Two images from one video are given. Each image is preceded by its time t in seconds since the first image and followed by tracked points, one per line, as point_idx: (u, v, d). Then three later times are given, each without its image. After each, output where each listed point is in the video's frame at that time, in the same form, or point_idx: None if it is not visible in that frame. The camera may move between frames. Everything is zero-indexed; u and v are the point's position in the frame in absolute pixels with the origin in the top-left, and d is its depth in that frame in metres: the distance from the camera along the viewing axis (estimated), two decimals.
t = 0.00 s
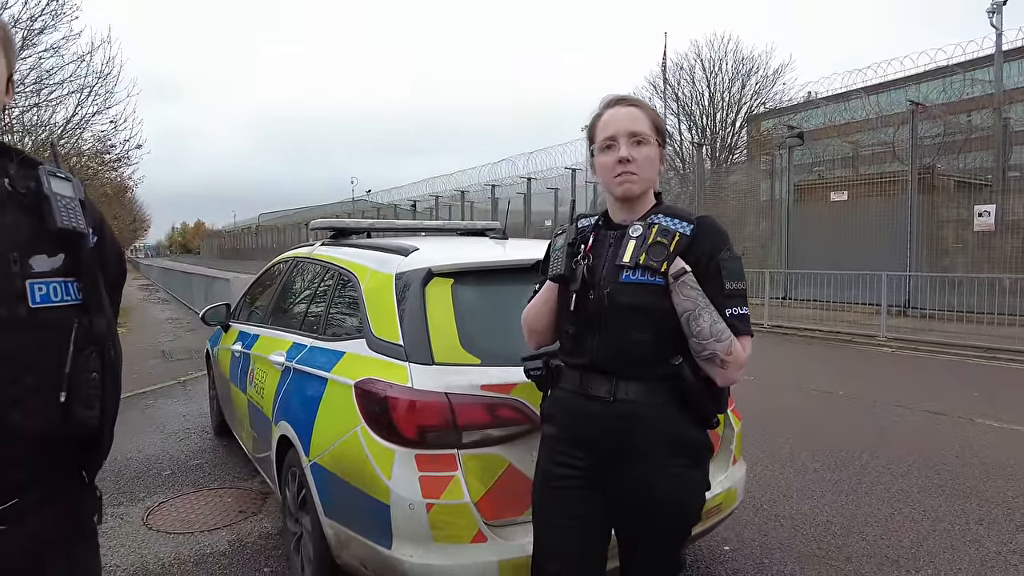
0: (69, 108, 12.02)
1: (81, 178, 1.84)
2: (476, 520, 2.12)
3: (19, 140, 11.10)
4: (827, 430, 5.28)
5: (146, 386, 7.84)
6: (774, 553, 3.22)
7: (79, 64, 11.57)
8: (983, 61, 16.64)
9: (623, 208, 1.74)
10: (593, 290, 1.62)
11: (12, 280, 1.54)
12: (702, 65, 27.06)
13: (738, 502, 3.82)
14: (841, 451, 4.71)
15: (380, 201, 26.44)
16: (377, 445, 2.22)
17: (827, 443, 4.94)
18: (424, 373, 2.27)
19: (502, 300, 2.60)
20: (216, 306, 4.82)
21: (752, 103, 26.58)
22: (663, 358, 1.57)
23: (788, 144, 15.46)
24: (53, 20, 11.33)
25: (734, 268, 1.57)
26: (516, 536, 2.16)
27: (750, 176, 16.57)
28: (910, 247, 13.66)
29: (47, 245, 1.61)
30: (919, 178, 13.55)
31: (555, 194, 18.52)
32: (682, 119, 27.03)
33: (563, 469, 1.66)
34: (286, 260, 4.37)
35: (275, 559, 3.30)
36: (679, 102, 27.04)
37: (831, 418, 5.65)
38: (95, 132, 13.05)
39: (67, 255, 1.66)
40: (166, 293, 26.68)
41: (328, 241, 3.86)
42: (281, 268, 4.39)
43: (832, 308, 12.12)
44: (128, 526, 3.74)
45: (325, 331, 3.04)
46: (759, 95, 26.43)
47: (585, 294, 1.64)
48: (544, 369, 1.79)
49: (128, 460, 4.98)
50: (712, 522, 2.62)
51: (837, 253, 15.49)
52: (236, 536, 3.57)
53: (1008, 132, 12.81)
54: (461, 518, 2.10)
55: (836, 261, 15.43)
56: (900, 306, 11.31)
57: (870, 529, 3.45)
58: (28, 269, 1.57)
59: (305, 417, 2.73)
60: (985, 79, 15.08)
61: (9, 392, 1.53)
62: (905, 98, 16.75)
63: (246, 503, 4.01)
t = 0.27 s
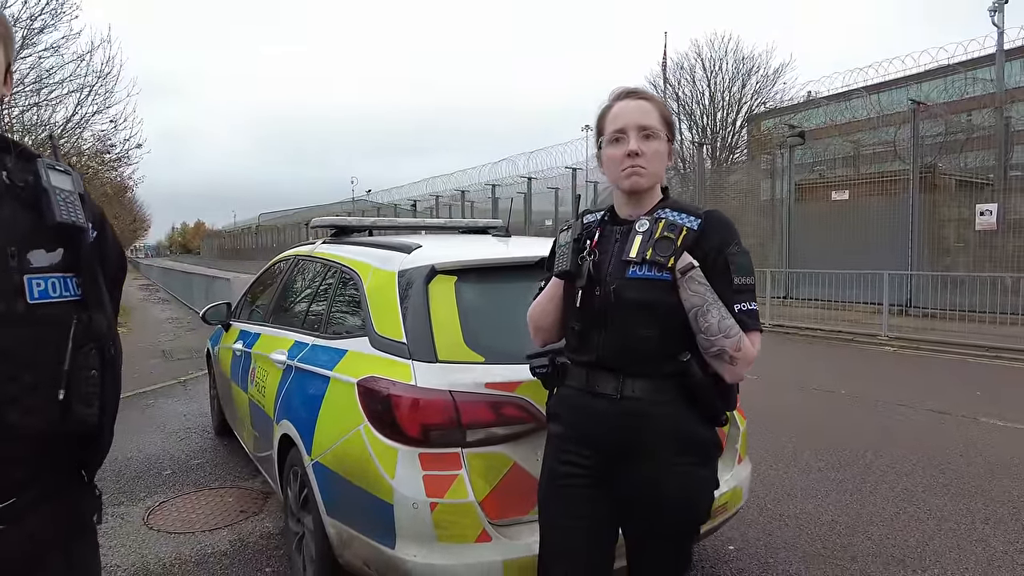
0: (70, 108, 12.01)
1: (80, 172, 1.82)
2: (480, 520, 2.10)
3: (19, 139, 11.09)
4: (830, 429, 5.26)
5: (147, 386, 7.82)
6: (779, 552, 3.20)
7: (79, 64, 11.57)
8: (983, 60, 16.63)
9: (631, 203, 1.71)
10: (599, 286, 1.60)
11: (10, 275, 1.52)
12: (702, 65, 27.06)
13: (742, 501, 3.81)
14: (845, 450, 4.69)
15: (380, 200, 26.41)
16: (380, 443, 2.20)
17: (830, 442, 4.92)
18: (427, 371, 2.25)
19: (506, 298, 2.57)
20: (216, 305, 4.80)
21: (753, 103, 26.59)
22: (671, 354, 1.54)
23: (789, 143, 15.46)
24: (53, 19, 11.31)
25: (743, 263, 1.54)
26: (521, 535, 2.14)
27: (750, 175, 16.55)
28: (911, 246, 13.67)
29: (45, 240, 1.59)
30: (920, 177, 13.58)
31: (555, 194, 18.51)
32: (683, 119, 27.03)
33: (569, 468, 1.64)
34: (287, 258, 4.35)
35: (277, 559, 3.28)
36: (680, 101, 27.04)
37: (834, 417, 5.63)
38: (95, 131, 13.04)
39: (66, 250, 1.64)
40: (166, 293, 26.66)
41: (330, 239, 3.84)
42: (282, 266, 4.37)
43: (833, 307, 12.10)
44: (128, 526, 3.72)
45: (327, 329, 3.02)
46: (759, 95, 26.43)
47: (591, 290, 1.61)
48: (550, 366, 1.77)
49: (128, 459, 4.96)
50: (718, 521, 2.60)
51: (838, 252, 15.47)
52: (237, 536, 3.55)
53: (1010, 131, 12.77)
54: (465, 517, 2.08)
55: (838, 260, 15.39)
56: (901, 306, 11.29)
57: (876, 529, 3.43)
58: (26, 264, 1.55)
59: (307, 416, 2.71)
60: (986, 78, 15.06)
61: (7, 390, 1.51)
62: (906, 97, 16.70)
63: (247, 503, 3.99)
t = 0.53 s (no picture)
0: (70, 107, 11.99)
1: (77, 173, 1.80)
2: (481, 523, 2.08)
3: (20, 139, 11.08)
4: (832, 429, 5.23)
5: (147, 385, 7.81)
6: (780, 554, 3.19)
7: (80, 63, 11.56)
8: (985, 58, 16.58)
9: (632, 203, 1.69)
10: (601, 287, 1.58)
11: (6, 278, 1.50)
12: (703, 64, 27.01)
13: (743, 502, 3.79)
14: (847, 451, 4.67)
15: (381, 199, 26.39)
16: (379, 445, 2.18)
17: (832, 442, 4.89)
18: (427, 372, 2.23)
19: (507, 299, 2.55)
20: (216, 305, 4.78)
21: (754, 102, 26.56)
22: (673, 357, 1.53)
23: (790, 142, 15.47)
24: (53, 19, 11.30)
25: (747, 264, 1.52)
26: (521, 538, 2.12)
27: (751, 175, 16.50)
28: (913, 245, 13.69)
29: (41, 242, 1.57)
30: (922, 176, 13.51)
31: (556, 193, 18.48)
32: (683, 118, 26.99)
33: (570, 471, 1.62)
34: (287, 258, 4.33)
35: (276, 561, 3.26)
36: (680, 100, 27.00)
37: (836, 417, 5.61)
38: (95, 131, 13.03)
39: (62, 252, 1.61)
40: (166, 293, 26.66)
41: (329, 239, 3.82)
42: (282, 266, 4.36)
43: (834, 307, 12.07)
44: (127, 527, 3.71)
45: (327, 330, 3.01)
46: (760, 94, 26.39)
47: (593, 292, 1.60)
48: (551, 368, 1.75)
49: (128, 460, 4.95)
50: (721, 522, 2.59)
51: (839, 252, 15.44)
52: (237, 537, 3.53)
53: (1011, 130, 12.74)
54: (466, 521, 2.06)
55: (839, 260, 15.36)
56: (903, 305, 11.24)
57: (878, 530, 3.41)
58: (21, 267, 1.53)
59: (307, 417, 2.69)
60: (987, 77, 15.01)
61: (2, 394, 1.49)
62: (908, 96, 16.67)
63: (246, 504, 3.97)
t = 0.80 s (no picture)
0: (71, 109, 12.03)
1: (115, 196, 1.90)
2: (479, 529, 2.11)
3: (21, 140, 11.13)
4: (830, 432, 5.27)
5: (148, 387, 7.85)
6: (776, 557, 3.22)
7: (80, 65, 11.59)
8: (985, 59, 16.59)
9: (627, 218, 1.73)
10: (596, 300, 1.61)
11: (52, 298, 1.60)
12: (703, 64, 27.01)
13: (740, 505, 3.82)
14: (844, 454, 4.70)
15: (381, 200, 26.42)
16: (379, 452, 2.22)
17: (830, 445, 4.93)
18: (427, 380, 2.26)
19: (504, 306, 2.59)
20: (217, 310, 4.82)
21: (754, 103, 26.56)
22: (666, 369, 1.56)
23: (790, 143, 15.50)
24: (55, 21, 11.34)
25: (738, 278, 1.55)
26: (519, 544, 2.15)
27: (751, 175, 16.51)
28: (912, 245, 13.73)
29: (85, 264, 1.66)
30: (921, 178, 13.56)
31: (556, 194, 18.50)
32: (684, 118, 27.00)
33: (567, 480, 1.66)
34: (288, 263, 4.36)
35: (277, 565, 3.30)
36: (680, 100, 27.01)
37: (834, 420, 5.64)
38: (96, 132, 13.07)
39: (103, 274, 1.70)
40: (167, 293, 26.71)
41: (330, 244, 3.85)
42: (283, 271, 4.39)
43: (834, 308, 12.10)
44: (130, 530, 3.74)
45: (327, 336, 3.04)
46: (760, 94, 26.40)
47: (587, 305, 1.63)
48: (547, 378, 1.79)
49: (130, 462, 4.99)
50: (716, 527, 2.62)
51: (839, 252, 15.46)
52: (238, 541, 3.57)
53: (1010, 131, 12.76)
54: (464, 527, 2.10)
55: (838, 260, 15.39)
56: (902, 306, 11.26)
57: (873, 534, 3.45)
58: (66, 287, 1.62)
59: (308, 422, 2.73)
60: (986, 78, 15.02)
61: (42, 405, 1.57)
62: (907, 97, 16.69)
63: (248, 508, 4.01)
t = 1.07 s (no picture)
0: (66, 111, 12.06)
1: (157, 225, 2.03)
2: (463, 529, 2.16)
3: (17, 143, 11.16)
4: (819, 433, 5.33)
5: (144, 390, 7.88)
6: (761, 557, 3.27)
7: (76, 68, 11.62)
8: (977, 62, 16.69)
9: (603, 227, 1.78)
10: (572, 307, 1.66)
11: (74, 314, 1.72)
12: (699, 67, 27.10)
13: (727, 506, 3.87)
14: (831, 455, 4.76)
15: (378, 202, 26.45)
16: (366, 454, 2.26)
17: (817, 446, 4.98)
18: (412, 384, 2.31)
19: (490, 310, 2.64)
20: (212, 312, 4.82)
21: (750, 105, 26.65)
22: (639, 373, 1.61)
23: (784, 146, 15.59)
24: (51, 24, 11.38)
25: (707, 285, 1.60)
26: (502, 544, 2.20)
27: (746, 178, 16.58)
28: (905, 247, 13.84)
29: (110, 287, 1.79)
30: (914, 180, 13.73)
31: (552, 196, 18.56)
32: (680, 121, 27.07)
33: (545, 481, 1.70)
34: (281, 267, 4.41)
35: (269, 566, 3.34)
36: (677, 103, 27.09)
37: (823, 421, 5.70)
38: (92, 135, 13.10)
39: (126, 297, 1.83)
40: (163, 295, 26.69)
41: (321, 250, 3.90)
42: (276, 275, 4.44)
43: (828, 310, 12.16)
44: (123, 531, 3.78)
45: (318, 340, 3.09)
46: (756, 97, 26.50)
47: (564, 311, 1.68)
48: (526, 382, 1.84)
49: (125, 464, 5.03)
50: (698, 528, 2.66)
51: (834, 254, 15.53)
52: (230, 542, 3.61)
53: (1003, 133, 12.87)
54: (449, 527, 2.14)
55: (833, 262, 15.47)
56: (895, 308, 11.31)
57: (857, 534, 3.50)
58: (90, 306, 1.75)
59: (298, 425, 2.77)
60: (979, 81, 15.10)
61: (49, 413, 1.69)
62: (901, 99, 16.79)
63: (240, 509, 4.05)
